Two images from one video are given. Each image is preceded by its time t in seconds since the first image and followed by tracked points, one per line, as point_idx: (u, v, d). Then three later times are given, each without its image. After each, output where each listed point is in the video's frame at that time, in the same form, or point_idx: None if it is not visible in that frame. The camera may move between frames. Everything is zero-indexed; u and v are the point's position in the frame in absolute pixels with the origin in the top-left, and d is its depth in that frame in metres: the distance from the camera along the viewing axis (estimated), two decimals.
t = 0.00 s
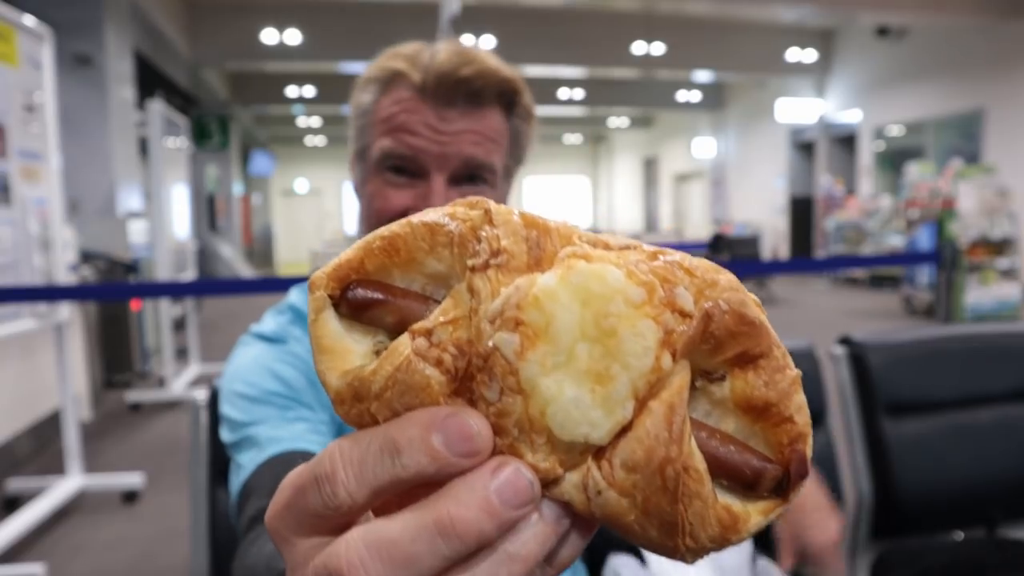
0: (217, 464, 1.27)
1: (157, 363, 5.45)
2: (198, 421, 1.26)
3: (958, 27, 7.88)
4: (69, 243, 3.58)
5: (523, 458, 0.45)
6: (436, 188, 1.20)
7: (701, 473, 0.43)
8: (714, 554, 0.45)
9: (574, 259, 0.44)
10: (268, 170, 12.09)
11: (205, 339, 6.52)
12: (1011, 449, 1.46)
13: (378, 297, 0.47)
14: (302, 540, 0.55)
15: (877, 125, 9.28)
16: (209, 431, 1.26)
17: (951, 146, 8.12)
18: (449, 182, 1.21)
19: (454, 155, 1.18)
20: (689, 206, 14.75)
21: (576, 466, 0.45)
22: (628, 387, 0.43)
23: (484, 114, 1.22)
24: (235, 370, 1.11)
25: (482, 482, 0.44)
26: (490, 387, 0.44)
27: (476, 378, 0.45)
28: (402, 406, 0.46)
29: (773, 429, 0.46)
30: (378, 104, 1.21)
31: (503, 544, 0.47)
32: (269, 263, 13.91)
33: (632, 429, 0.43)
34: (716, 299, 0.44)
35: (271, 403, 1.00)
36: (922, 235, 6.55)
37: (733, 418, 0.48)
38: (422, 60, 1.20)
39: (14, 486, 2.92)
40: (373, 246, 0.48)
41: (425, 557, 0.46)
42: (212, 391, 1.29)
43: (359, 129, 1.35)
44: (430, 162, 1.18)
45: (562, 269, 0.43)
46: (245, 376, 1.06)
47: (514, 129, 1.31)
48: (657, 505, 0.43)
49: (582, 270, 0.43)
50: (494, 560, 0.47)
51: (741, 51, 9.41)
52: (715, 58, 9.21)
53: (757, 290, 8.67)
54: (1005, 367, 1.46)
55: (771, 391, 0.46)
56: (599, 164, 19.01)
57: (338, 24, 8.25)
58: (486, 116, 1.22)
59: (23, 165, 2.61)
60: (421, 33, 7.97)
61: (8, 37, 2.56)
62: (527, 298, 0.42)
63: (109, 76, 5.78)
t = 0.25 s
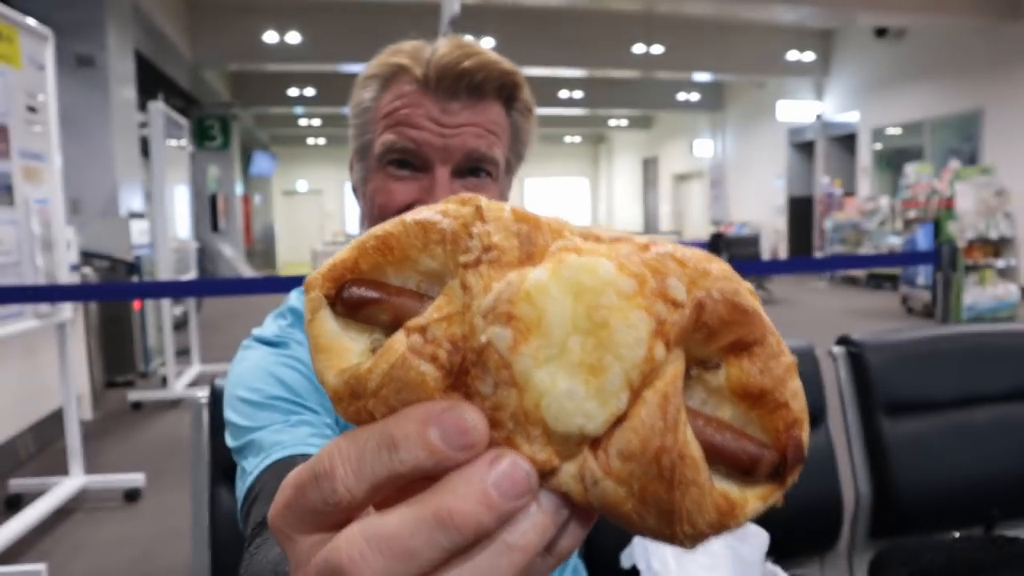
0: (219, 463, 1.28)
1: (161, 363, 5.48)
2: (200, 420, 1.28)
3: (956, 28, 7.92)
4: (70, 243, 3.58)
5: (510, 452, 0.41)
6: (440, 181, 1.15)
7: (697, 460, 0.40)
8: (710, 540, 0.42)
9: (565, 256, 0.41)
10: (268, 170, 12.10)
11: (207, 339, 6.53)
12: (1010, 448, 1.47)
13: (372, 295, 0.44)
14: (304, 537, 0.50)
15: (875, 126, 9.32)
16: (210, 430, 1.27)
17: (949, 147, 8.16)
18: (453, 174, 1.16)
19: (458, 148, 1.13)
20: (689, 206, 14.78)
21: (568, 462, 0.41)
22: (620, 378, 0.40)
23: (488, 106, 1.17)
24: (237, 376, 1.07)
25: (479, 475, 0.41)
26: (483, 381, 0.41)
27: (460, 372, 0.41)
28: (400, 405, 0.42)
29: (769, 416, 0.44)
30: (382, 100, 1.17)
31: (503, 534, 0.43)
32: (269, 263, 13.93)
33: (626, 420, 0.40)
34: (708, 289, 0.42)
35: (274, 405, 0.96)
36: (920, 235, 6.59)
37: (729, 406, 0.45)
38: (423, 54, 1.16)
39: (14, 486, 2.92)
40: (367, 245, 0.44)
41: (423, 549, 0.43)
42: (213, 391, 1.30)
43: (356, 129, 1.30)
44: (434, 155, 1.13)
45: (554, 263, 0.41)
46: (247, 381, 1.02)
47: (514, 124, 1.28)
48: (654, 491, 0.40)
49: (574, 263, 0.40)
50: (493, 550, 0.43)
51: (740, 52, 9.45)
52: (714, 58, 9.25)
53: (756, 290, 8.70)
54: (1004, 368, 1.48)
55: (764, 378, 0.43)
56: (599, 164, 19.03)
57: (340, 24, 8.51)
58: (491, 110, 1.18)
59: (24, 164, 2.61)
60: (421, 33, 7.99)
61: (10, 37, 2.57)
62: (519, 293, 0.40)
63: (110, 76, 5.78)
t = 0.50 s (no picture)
0: (220, 463, 1.28)
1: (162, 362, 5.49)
2: (200, 420, 1.28)
3: (954, 28, 7.95)
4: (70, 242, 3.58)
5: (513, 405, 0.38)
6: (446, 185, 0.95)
7: (699, 419, 0.37)
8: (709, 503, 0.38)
9: (572, 206, 0.39)
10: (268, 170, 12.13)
11: (208, 339, 6.56)
12: (1011, 448, 1.48)
13: (373, 258, 0.40)
14: (298, 503, 0.46)
15: (874, 126, 9.34)
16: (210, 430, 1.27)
17: (948, 147, 8.17)
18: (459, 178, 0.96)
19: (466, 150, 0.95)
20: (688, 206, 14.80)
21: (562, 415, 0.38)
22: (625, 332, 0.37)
23: (495, 109, 1.00)
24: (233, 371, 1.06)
25: (480, 433, 0.38)
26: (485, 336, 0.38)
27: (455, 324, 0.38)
28: (400, 364, 0.39)
29: (766, 376, 0.40)
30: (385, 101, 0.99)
31: (501, 493, 0.41)
32: (269, 263, 13.95)
33: (629, 377, 0.37)
34: (710, 250, 0.38)
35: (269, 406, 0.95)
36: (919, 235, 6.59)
37: (731, 369, 0.41)
38: (426, 53, 0.99)
39: (14, 486, 2.92)
40: (372, 210, 0.40)
41: (423, 507, 0.41)
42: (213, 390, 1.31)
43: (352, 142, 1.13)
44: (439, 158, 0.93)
45: (557, 220, 0.38)
46: (242, 378, 1.01)
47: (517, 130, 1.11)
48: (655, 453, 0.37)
49: (578, 221, 0.37)
50: (493, 511, 0.41)
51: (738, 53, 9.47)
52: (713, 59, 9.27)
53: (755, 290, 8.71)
54: (1004, 368, 1.48)
55: (764, 340, 0.40)
56: (599, 164, 19.05)
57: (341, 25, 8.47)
58: (498, 114, 1.01)
59: (25, 164, 2.61)
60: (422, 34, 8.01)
61: (11, 38, 2.57)
62: (523, 248, 0.37)
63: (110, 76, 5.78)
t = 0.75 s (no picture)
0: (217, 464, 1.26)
1: (160, 362, 5.48)
2: (197, 421, 1.25)
3: (957, 27, 7.90)
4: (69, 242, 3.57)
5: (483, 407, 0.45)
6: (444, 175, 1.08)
7: (681, 424, 0.44)
8: (698, 514, 0.46)
9: (535, 200, 0.45)
10: (268, 169, 12.09)
11: (206, 339, 6.53)
12: (1011, 449, 1.46)
13: (334, 255, 0.48)
14: (258, 517, 0.54)
15: (876, 125, 9.30)
16: (207, 431, 1.24)
17: (950, 146, 8.14)
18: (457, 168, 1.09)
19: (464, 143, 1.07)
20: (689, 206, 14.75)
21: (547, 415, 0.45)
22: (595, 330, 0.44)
23: (493, 102, 1.12)
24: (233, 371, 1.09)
25: (442, 438, 0.44)
26: (448, 335, 0.45)
27: (437, 324, 0.45)
28: (356, 363, 0.46)
29: (757, 380, 0.48)
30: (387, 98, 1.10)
31: (468, 503, 0.47)
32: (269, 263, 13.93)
33: (604, 375, 0.44)
34: (691, 237, 0.46)
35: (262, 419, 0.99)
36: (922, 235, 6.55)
37: (717, 369, 0.50)
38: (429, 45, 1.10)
39: (13, 487, 2.92)
40: (332, 204, 0.49)
41: (378, 517, 0.46)
42: (213, 391, 1.28)
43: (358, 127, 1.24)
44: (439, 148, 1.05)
45: (524, 207, 0.45)
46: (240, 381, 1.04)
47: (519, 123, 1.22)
48: (635, 457, 0.43)
49: (546, 206, 0.44)
50: (459, 520, 0.47)
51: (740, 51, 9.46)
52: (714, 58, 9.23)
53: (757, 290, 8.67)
54: (1006, 367, 1.46)
55: (754, 335, 0.47)
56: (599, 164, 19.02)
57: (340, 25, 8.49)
58: (496, 106, 1.12)
59: (23, 165, 2.60)
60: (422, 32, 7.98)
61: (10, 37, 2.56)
62: (487, 236, 0.44)
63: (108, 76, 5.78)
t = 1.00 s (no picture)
0: (217, 464, 1.25)
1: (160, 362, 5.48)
2: (197, 421, 1.25)
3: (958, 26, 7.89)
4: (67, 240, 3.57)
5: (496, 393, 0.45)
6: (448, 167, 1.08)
7: (691, 408, 0.45)
8: (708, 497, 0.47)
9: (548, 190, 0.46)
10: (268, 169, 12.09)
11: (206, 339, 6.53)
12: (1011, 448, 1.46)
13: (349, 251, 0.49)
14: (276, 509, 0.54)
15: (877, 125, 9.29)
16: (207, 431, 1.24)
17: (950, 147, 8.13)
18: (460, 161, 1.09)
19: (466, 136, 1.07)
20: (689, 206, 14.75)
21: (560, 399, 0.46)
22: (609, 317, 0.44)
23: (494, 98, 1.13)
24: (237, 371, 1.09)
25: (460, 423, 0.44)
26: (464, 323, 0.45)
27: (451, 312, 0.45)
28: (374, 351, 0.46)
29: (762, 360, 0.49)
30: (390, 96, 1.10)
31: (486, 486, 0.47)
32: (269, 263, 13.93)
33: (617, 361, 0.44)
34: (697, 228, 0.46)
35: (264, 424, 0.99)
36: (922, 235, 6.55)
37: (723, 357, 0.50)
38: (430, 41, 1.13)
39: (14, 487, 2.92)
40: (346, 203, 0.50)
41: (398, 502, 0.46)
42: (212, 391, 1.28)
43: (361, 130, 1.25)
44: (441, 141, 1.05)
45: (535, 200, 0.45)
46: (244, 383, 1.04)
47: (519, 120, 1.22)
48: (648, 441, 0.44)
49: (557, 199, 0.45)
50: (476, 506, 0.47)
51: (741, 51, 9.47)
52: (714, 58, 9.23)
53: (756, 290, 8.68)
54: (1006, 368, 1.46)
55: (758, 325, 0.48)
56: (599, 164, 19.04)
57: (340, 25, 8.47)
58: (497, 102, 1.13)
59: (23, 165, 2.61)
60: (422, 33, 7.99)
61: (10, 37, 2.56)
62: (501, 227, 0.44)
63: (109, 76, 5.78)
